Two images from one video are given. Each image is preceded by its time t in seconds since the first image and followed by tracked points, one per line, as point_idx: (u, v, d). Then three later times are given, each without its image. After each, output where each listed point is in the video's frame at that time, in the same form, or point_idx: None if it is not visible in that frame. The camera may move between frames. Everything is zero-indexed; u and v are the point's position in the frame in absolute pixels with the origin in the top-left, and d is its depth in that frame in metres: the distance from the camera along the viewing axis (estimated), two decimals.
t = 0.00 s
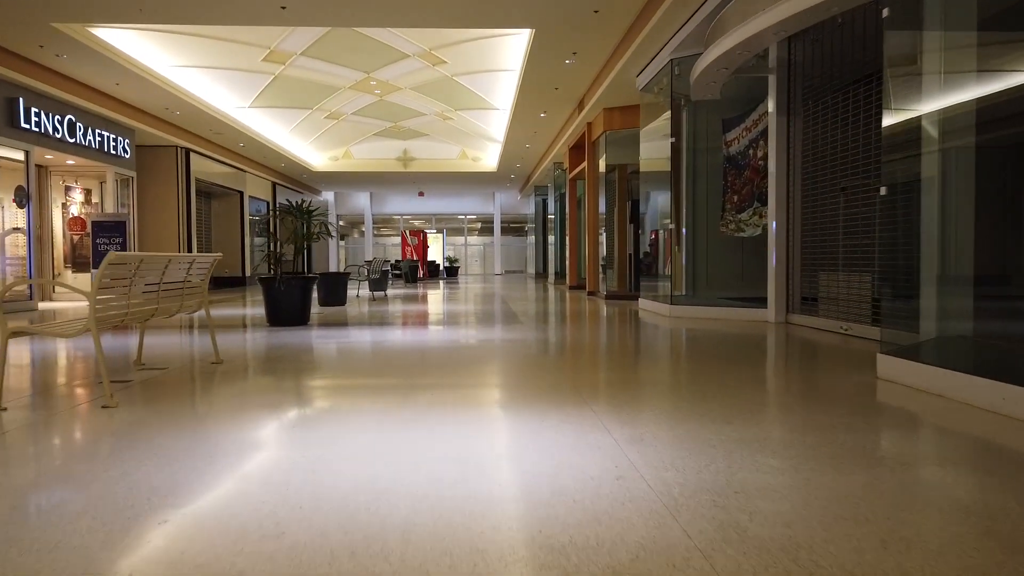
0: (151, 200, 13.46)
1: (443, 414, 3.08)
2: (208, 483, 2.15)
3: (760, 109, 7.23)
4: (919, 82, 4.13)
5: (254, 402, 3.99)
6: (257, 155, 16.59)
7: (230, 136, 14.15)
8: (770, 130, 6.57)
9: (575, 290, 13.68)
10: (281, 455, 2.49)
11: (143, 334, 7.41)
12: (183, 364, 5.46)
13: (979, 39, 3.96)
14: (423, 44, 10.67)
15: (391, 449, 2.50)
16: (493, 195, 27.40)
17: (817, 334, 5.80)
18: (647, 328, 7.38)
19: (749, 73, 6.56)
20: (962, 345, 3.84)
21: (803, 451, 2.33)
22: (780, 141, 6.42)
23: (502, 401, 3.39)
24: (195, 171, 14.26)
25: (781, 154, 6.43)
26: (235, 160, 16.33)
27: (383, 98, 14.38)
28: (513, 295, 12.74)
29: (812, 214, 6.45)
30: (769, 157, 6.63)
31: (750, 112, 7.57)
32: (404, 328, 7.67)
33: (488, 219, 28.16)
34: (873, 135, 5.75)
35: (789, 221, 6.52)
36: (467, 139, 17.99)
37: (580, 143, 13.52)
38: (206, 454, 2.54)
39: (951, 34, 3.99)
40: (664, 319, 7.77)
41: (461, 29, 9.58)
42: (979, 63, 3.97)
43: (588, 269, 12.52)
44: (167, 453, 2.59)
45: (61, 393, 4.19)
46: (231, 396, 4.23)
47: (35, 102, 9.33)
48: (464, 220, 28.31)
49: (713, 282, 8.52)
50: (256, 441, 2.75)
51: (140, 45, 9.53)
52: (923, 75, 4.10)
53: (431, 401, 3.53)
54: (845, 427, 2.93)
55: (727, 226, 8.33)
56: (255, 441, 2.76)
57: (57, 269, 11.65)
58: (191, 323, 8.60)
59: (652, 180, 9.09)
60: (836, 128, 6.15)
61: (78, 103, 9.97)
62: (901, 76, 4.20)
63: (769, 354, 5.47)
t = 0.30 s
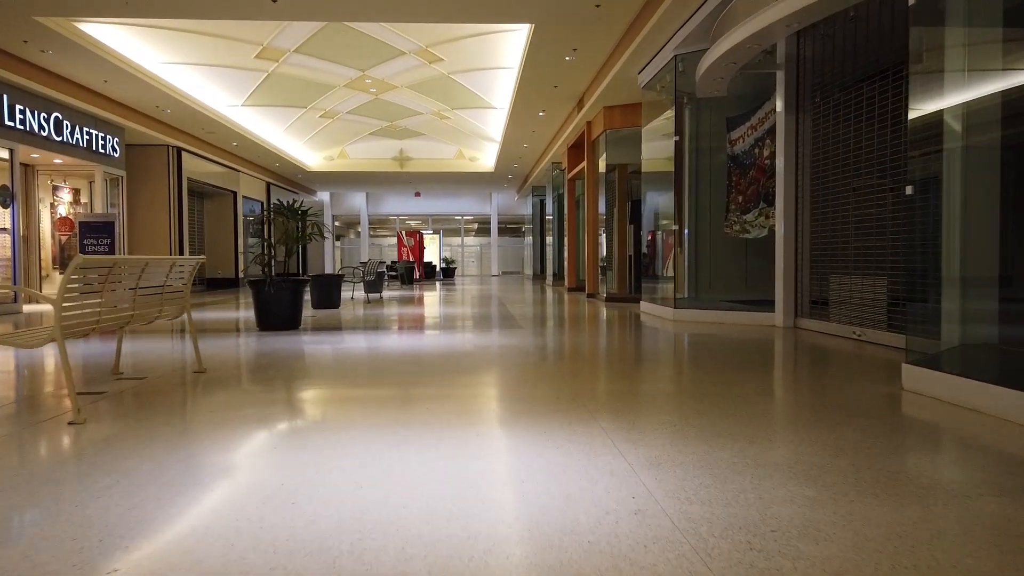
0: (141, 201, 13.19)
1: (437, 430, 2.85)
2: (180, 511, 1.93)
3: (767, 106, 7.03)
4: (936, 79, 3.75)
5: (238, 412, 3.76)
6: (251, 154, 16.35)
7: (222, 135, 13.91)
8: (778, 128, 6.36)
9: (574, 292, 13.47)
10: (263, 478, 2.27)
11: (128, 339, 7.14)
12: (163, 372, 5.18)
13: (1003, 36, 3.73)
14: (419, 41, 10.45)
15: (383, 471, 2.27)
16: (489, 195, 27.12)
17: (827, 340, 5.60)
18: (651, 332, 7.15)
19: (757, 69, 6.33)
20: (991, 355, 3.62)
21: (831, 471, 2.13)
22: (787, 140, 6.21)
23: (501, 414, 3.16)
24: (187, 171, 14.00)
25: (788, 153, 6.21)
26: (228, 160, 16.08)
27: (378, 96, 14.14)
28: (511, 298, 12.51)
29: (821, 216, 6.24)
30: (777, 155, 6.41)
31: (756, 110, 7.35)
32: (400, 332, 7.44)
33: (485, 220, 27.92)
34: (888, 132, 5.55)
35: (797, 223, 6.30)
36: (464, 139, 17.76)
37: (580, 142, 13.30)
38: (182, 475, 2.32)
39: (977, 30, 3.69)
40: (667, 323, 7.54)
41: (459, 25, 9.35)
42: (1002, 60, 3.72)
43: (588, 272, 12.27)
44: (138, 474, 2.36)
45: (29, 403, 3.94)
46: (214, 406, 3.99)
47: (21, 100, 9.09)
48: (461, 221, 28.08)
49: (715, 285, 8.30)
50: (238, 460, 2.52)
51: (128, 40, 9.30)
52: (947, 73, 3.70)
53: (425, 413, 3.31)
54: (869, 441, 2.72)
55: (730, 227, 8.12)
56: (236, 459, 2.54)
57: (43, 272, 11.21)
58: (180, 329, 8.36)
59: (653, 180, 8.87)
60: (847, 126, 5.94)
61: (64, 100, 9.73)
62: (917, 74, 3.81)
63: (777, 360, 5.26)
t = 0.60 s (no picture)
0: (130, 199, 12.92)
1: (428, 442, 2.61)
2: (130, 546, 1.67)
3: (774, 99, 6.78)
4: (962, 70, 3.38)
5: (217, 419, 3.50)
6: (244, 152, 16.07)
7: (214, 132, 13.64)
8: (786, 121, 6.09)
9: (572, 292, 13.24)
10: (231, 502, 2.00)
11: (109, 342, 6.87)
12: (136, 377, 4.88)
13: None
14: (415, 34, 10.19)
15: (365, 494, 2.01)
16: (488, 195, 26.69)
17: (839, 343, 5.37)
18: (655, 334, 6.90)
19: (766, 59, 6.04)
20: None
21: (867, 491, 1.89)
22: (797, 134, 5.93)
23: (498, 423, 2.92)
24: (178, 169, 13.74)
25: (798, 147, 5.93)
26: (221, 158, 15.79)
27: (373, 93, 13.88)
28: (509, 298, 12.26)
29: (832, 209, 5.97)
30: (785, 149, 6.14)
31: (762, 103, 7.14)
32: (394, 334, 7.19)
33: (482, 219, 27.70)
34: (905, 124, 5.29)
35: (807, 217, 6.01)
36: (461, 136, 17.51)
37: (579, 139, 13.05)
38: (140, 497, 2.07)
39: (1001, 21, 3.27)
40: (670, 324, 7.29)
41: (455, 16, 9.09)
42: None
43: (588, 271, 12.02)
44: (92, 494, 2.11)
45: None
46: (190, 412, 3.73)
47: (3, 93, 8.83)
48: (459, 220, 27.80)
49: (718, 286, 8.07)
50: (207, 480, 2.26)
51: (114, 32, 9.05)
52: (970, 66, 3.33)
53: (415, 423, 3.06)
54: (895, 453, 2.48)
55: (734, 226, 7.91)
56: (205, 478, 2.28)
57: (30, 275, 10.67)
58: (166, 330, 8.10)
59: (654, 177, 8.63)
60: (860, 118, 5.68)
61: (49, 95, 9.48)
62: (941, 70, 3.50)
63: (787, 363, 5.02)
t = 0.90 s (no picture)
0: (123, 198, 12.68)
1: (420, 457, 2.36)
2: None
3: (784, 94, 6.55)
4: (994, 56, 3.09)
5: (194, 429, 3.25)
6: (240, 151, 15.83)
7: (208, 130, 13.39)
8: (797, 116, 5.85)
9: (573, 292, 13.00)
10: (190, 534, 1.75)
11: (97, 346, 6.65)
12: (115, 385, 4.63)
13: None
14: (413, 29, 9.96)
15: (344, 522, 1.76)
16: (488, 193, 26.52)
17: (856, 348, 5.11)
18: (661, 337, 6.64)
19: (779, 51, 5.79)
20: None
21: (917, 527, 1.65)
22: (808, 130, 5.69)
23: (497, 438, 2.67)
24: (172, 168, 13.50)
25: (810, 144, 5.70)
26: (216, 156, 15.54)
27: (371, 90, 13.63)
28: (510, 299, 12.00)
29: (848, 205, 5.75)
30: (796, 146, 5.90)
31: (771, 98, 6.90)
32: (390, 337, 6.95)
33: (483, 218, 27.43)
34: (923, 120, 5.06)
35: (819, 213, 5.80)
36: (460, 134, 17.26)
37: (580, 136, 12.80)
38: (90, 526, 1.82)
39: None
40: (676, 327, 7.00)
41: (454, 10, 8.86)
42: None
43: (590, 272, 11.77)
44: (35, 524, 1.86)
45: None
46: (167, 422, 3.50)
47: None
48: (459, 219, 27.55)
49: (721, 286, 7.80)
50: (170, 503, 2.01)
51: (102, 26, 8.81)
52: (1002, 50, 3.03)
53: (405, 436, 2.82)
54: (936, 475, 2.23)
55: (742, 224, 7.67)
56: (169, 499, 2.05)
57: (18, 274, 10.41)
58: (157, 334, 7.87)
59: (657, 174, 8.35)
60: (875, 114, 5.45)
61: (37, 91, 9.25)
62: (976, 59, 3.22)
63: (801, 369, 4.77)
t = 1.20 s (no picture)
0: (111, 196, 12.40)
1: (417, 478, 2.13)
2: None
3: (793, 88, 6.36)
4: None
5: (171, 440, 3.01)
6: (233, 149, 15.56)
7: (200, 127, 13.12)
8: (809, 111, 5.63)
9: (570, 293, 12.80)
10: None
11: (79, 350, 6.40)
12: (94, 391, 4.38)
13: None
14: (408, 24, 9.74)
15: (329, 561, 1.53)
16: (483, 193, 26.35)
17: (871, 351, 4.90)
18: (665, 340, 6.42)
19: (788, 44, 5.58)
20: None
21: (990, 568, 1.43)
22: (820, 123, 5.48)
23: (498, 453, 2.44)
24: (162, 166, 13.23)
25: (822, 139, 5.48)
26: (208, 154, 15.28)
27: (366, 87, 13.38)
28: (506, 300, 11.76)
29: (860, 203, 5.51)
30: (806, 142, 5.68)
31: (778, 94, 6.73)
32: (384, 340, 6.72)
33: (478, 219, 27.18)
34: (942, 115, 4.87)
35: (829, 212, 5.52)
36: (456, 133, 17.03)
37: (578, 134, 12.59)
38: (39, 564, 1.59)
39: None
40: (679, 330, 6.77)
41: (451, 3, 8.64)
42: None
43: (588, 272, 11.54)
44: None
45: None
46: (146, 430, 3.26)
47: None
48: (453, 219, 27.32)
49: (723, 287, 7.60)
50: (134, 534, 1.78)
51: (88, 17, 8.57)
52: None
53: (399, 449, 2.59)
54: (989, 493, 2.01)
55: (747, 224, 7.46)
56: (133, 528, 1.81)
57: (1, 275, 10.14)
58: (143, 337, 7.61)
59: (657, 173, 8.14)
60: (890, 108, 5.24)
61: (20, 86, 8.99)
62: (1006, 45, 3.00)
63: (816, 373, 4.55)
